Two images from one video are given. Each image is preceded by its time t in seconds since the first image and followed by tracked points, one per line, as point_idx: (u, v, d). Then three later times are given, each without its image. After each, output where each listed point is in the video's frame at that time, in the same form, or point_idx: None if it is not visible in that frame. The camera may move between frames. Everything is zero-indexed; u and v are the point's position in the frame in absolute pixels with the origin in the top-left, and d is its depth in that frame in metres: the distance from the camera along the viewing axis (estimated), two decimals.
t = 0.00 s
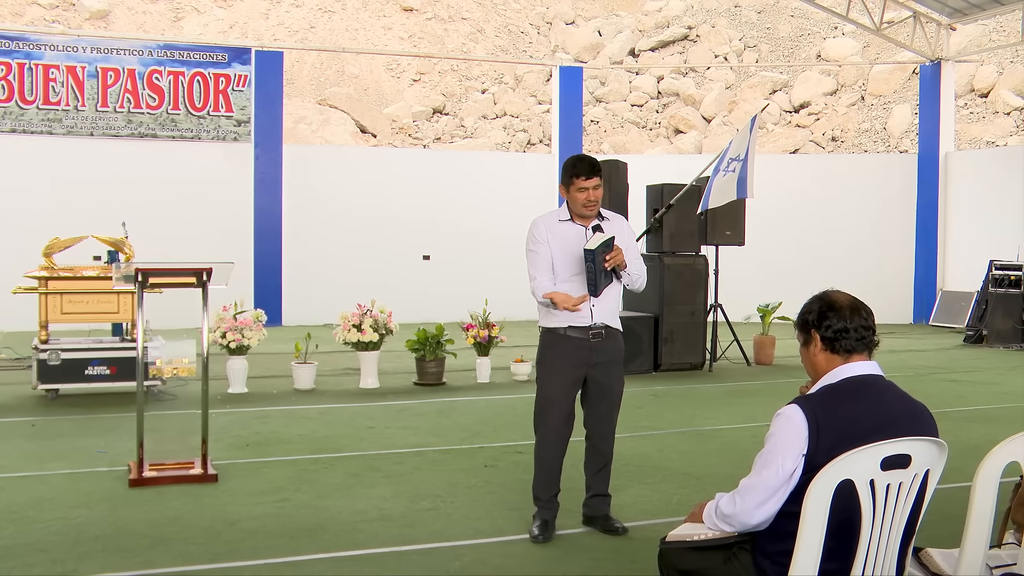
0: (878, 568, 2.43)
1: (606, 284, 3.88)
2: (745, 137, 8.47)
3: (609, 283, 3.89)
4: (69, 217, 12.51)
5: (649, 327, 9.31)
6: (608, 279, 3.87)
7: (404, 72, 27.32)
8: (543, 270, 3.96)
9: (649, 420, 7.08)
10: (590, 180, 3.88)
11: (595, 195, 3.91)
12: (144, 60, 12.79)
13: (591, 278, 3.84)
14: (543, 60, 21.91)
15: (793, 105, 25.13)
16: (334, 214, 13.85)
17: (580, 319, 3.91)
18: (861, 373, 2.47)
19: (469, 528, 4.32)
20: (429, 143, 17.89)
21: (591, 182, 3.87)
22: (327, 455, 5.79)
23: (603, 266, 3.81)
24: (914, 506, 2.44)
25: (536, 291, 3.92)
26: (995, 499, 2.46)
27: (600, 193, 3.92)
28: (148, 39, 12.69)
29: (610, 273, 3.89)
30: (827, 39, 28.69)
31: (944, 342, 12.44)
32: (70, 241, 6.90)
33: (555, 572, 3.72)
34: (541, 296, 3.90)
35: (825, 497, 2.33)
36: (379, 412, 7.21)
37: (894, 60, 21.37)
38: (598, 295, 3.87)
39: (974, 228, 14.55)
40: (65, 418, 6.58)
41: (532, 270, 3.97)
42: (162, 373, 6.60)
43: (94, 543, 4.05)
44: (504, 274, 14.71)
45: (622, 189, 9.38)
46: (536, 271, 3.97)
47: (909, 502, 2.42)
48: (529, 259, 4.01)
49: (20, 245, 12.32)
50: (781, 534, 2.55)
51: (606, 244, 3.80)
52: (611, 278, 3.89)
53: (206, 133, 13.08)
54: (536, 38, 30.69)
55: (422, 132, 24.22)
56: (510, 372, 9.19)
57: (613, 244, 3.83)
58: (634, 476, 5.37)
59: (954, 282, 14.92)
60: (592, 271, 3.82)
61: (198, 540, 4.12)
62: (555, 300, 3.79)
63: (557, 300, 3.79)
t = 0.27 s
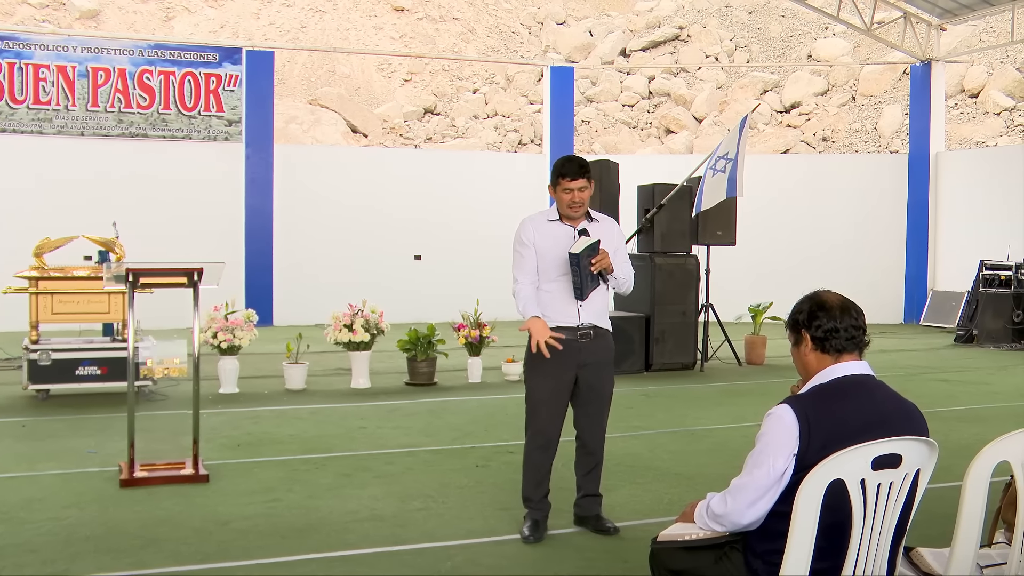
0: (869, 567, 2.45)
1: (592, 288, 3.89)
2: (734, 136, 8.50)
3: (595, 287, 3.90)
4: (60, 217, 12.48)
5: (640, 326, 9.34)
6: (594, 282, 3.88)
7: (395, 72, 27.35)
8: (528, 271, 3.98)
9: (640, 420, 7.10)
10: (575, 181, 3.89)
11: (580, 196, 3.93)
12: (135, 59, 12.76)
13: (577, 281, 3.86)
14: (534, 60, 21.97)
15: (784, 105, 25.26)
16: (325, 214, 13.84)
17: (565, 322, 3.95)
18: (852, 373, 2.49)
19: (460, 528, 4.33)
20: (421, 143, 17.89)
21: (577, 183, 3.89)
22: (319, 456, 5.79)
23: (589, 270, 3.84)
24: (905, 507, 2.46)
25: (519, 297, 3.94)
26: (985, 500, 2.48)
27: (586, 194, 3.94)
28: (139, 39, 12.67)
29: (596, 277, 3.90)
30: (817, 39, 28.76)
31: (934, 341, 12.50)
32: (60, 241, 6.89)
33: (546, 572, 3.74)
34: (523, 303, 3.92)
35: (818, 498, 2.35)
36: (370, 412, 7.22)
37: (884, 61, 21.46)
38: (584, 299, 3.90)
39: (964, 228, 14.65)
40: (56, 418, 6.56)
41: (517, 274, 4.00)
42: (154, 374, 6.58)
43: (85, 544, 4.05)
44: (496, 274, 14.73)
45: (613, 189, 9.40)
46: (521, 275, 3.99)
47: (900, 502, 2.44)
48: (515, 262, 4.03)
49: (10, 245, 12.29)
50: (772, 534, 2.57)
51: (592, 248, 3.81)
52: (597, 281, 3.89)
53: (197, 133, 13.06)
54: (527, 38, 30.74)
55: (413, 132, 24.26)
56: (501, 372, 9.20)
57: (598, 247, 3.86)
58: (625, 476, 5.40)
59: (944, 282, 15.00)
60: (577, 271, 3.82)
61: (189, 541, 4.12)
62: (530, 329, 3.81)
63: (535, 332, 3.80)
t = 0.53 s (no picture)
0: (868, 567, 2.45)
1: (585, 287, 3.87)
2: (733, 136, 8.48)
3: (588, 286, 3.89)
4: (59, 216, 12.47)
5: (639, 326, 9.35)
6: (587, 281, 3.87)
7: (394, 72, 27.34)
8: (523, 271, 4.01)
9: (639, 420, 7.10)
10: (569, 179, 3.90)
11: (573, 194, 3.93)
12: (134, 59, 12.77)
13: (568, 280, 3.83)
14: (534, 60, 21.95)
15: (783, 105, 25.29)
16: (324, 214, 13.84)
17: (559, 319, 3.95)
18: (851, 372, 2.50)
19: (459, 528, 4.33)
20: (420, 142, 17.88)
21: (569, 182, 3.89)
22: (317, 455, 5.79)
23: (581, 268, 3.82)
24: (904, 507, 2.47)
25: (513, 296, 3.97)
26: (984, 499, 2.48)
27: (578, 193, 3.94)
28: (137, 38, 12.68)
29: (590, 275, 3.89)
30: (816, 39, 28.76)
31: (933, 341, 12.50)
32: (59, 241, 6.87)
33: (546, 572, 3.74)
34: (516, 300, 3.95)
35: (816, 498, 2.35)
36: (369, 412, 7.22)
37: (883, 61, 21.47)
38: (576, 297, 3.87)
39: (963, 228, 14.66)
40: (55, 418, 6.56)
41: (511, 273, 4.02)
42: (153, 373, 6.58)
43: (83, 544, 4.05)
44: (495, 274, 14.72)
45: (612, 189, 9.39)
46: (515, 274, 4.02)
47: (899, 502, 2.44)
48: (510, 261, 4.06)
49: (8, 245, 12.28)
50: (770, 533, 2.57)
51: (581, 245, 3.78)
52: (590, 280, 3.88)
53: (196, 133, 13.05)
54: (526, 38, 30.75)
55: (412, 132, 24.28)
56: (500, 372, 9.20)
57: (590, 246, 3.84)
58: (624, 476, 5.40)
59: (943, 282, 14.99)
60: (567, 267, 3.80)
61: (187, 541, 4.12)
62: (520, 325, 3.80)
63: (522, 327, 3.80)
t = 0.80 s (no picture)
0: (870, 567, 2.45)
1: (585, 289, 3.86)
2: (734, 136, 8.46)
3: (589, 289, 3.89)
4: (60, 216, 12.48)
5: (640, 326, 9.34)
6: (587, 284, 3.87)
7: (395, 72, 27.37)
8: (521, 271, 4.01)
9: (640, 420, 7.09)
10: (567, 187, 3.90)
11: (571, 202, 3.94)
12: (135, 59, 12.79)
13: (567, 282, 3.84)
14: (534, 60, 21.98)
15: (784, 104, 25.30)
16: (325, 213, 13.84)
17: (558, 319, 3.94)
18: (852, 372, 2.49)
19: (460, 528, 4.33)
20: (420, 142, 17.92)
21: (568, 189, 3.90)
22: (319, 455, 5.79)
23: (581, 272, 3.82)
24: (906, 507, 2.46)
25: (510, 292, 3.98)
26: (986, 499, 2.48)
27: (577, 200, 3.95)
28: (139, 38, 12.70)
29: (591, 278, 3.89)
30: (818, 39, 28.75)
31: (935, 341, 12.49)
32: (61, 241, 6.88)
33: (547, 572, 3.73)
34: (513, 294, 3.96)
35: (817, 499, 2.35)
36: (371, 412, 7.22)
37: (885, 61, 21.48)
38: (576, 300, 3.87)
39: (965, 228, 14.65)
40: (56, 418, 6.56)
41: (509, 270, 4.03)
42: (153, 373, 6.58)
43: (85, 543, 4.05)
44: (496, 274, 14.72)
45: (613, 189, 9.38)
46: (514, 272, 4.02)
47: (900, 502, 2.44)
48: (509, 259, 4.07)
49: (10, 244, 12.29)
50: (771, 533, 2.57)
51: (581, 249, 3.81)
52: (591, 283, 3.88)
53: (198, 133, 13.06)
54: (527, 38, 30.76)
55: (413, 131, 24.33)
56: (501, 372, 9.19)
57: (590, 249, 3.86)
58: (625, 476, 5.40)
59: (944, 282, 14.99)
60: (566, 272, 3.81)
61: (187, 540, 4.12)
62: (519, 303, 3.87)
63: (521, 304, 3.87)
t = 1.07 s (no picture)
0: (870, 567, 2.45)
1: (586, 292, 3.87)
2: (735, 136, 8.45)
3: (589, 291, 3.89)
4: (61, 216, 12.49)
5: (641, 326, 9.34)
6: (588, 286, 3.87)
7: (396, 72, 27.39)
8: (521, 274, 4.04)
9: (641, 420, 7.09)
10: (569, 186, 3.90)
11: (574, 201, 3.93)
12: (136, 59, 12.80)
13: (568, 285, 3.83)
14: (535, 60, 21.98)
15: (785, 104, 25.28)
16: (325, 213, 13.84)
17: (557, 321, 3.96)
18: (853, 372, 2.49)
19: (460, 528, 4.33)
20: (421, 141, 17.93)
21: (570, 188, 3.90)
22: (319, 455, 5.79)
23: (581, 274, 3.82)
24: (906, 506, 2.46)
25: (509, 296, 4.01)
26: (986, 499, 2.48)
27: (579, 199, 3.94)
28: (140, 38, 12.71)
29: (591, 279, 3.89)
30: (819, 39, 28.74)
31: (935, 341, 12.48)
32: (61, 241, 6.89)
33: (547, 572, 3.73)
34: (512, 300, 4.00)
35: (819, 499, 2.35)
36: (371, 412, 7.22)
37: (886, 61, 21.48)
38: (577, 302, 3.87)
39: (966, 228, 14.64)
40: (57, 418, 6.57)
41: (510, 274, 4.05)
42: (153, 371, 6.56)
43: (85, 543, 4.05)
44: (496, 273, 14.71)
45: (614, 189, 9.37)
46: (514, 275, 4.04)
47: (901, 501, 2.44)
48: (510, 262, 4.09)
49: (10, 244, 12.29)
50: (772, 533, 2.57)
51: (582, 252, 3.79)
52: (592, 285, 3.88)
53: (198, 133, 13.07)
54: (528, 38, 30.77)
55: (414, 131, 24.37)
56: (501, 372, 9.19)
57: (591, 252, 3.84)
58: (626, 476, 5.40)
59: (945, 282, 14.98)
60: (567, 275, 3.81)
61: (187, 540, 4.12)
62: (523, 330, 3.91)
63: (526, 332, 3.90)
